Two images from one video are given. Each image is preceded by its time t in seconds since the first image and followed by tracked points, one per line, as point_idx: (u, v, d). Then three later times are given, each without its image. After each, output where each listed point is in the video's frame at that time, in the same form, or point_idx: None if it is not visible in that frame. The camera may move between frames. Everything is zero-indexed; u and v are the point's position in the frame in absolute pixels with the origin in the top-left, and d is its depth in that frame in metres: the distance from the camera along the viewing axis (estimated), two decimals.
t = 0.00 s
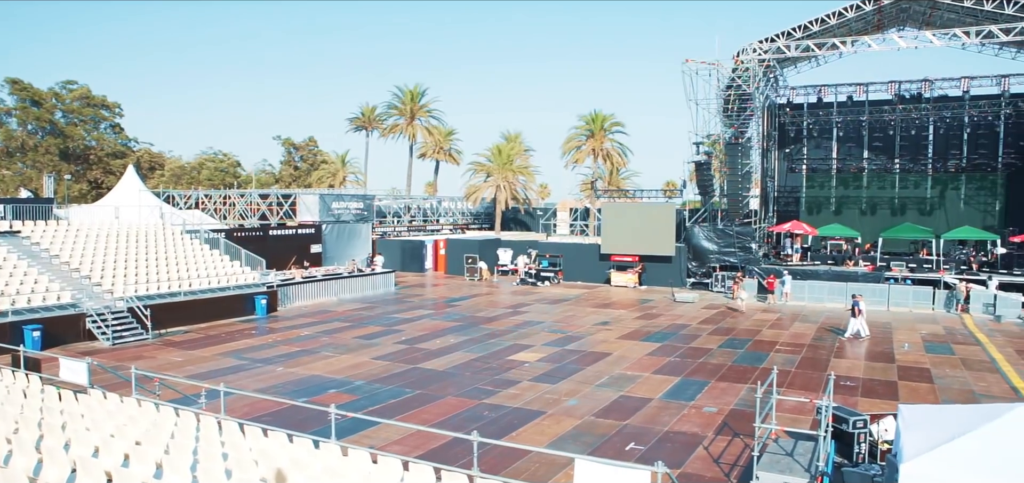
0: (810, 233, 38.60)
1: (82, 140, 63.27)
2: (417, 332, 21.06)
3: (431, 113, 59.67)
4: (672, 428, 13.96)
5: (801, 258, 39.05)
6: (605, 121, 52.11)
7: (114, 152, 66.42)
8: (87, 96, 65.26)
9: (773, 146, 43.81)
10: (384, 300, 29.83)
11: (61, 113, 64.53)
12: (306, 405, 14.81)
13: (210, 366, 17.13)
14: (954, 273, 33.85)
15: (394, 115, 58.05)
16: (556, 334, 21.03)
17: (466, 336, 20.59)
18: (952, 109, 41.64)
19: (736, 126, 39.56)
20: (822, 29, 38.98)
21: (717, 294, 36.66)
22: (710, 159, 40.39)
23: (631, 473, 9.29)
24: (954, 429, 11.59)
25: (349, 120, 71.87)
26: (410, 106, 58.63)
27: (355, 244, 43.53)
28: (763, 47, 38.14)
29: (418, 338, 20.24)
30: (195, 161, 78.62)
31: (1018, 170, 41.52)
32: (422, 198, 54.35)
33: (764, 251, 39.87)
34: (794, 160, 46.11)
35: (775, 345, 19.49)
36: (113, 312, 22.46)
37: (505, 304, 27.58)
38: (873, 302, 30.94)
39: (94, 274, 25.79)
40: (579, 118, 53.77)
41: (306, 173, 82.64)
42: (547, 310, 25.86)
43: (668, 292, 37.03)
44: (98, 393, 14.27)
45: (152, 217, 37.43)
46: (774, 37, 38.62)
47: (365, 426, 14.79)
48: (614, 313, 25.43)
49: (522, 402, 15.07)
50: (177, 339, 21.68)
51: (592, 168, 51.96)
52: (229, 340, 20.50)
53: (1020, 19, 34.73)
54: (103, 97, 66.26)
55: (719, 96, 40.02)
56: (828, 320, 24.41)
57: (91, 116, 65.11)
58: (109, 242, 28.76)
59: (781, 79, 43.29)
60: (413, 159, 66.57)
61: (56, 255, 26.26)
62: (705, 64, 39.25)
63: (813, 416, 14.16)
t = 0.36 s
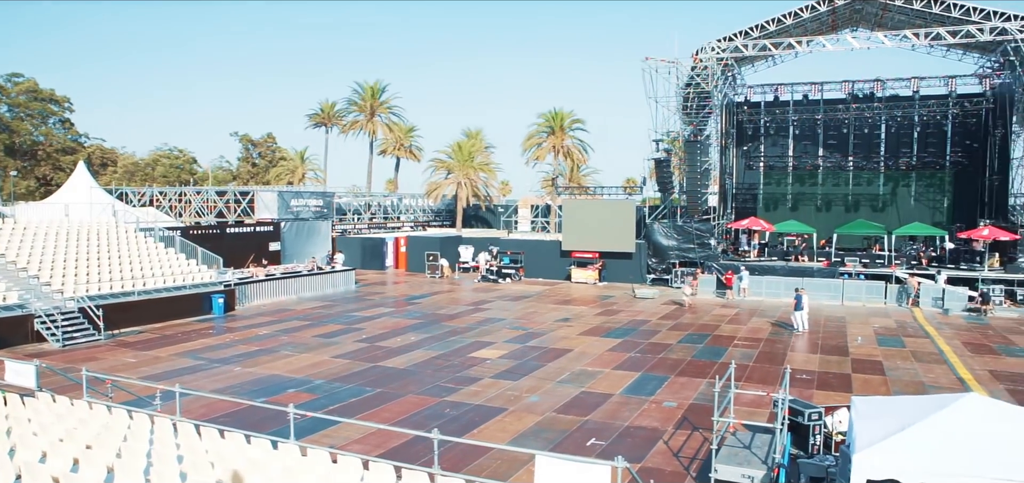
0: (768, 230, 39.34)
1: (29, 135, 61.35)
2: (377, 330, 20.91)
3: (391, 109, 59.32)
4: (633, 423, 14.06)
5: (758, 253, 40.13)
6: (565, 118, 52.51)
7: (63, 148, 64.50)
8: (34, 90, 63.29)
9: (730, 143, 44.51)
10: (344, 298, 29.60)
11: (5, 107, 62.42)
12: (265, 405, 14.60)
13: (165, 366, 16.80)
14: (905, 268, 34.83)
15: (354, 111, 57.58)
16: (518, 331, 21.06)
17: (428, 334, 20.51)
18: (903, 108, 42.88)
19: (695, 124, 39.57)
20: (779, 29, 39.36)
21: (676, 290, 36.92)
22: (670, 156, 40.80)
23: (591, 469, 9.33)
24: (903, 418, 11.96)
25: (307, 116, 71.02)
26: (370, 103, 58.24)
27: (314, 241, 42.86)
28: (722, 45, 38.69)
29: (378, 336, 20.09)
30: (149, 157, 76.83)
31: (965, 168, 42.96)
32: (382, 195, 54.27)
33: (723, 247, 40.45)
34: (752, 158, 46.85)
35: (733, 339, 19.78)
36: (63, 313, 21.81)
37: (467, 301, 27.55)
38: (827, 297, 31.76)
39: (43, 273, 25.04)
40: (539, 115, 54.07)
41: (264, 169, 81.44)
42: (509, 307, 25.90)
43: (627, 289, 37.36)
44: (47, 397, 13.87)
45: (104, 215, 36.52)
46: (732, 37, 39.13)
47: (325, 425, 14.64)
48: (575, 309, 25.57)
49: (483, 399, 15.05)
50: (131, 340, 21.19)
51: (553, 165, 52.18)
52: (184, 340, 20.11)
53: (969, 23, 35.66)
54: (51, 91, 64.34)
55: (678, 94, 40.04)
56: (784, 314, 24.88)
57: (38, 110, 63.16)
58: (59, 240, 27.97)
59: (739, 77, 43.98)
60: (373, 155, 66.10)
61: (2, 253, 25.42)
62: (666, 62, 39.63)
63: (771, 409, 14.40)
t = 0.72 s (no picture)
0: (727, 227, 39.65)
1: None
2: (338, 330, 20.67)
3: (351, 107, 58.78)
4: (594, 420, 14.14)
5: (718, 250, 40.55)
6: (527, 117, 52.64)
7: (8, 145, 62.38)
8: None
9: (689, 141, 44.97)
10: (303, 298, 29.23)
11: None
12: (222, 408, 14.32)
13: (119, 370, 16.39)
14: (859, 265, 36.00)
15: (313, 109, 56.95)
16: (480, 330, 21.04)
17: (389, 334, 20.35)
18: (856, 108, 44.13)
19: (655, 122, 39.07)
20: (736, 29, 39.96)
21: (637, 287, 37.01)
22: (630, 155, 41.09)
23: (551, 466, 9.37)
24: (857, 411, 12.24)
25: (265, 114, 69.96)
26: (330, 101, 57.64)
27: (273, 241, 42.33)
28: (681, 45, 38.87)
29: (339, 336, 19.87)
30: (100, 155, 74.76)
31: (914, 166, 44.13)
32: (342, 195, 54.28)
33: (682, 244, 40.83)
34: (711, 156, 47.35)
35: (693, 336, 20.05)
36: (10, 317, 21.04)
37: (428, 300, 27.43)
38: (785, 293, 32.35)
39: None
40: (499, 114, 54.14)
41: (221, 168, 79.98)
42: (471, 306, 25.86)
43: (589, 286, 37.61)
44: None
45: (52, 214, 35.47)
46: (690, 37, 39.57)
47: (285, 427, 14.43)
48: (537, 307, 25.65)
49: (445, 399, 14.98)
50: (82, 343, 20.59)
51: (514, 163, 52.37)
52: (139, 343, 19.62)
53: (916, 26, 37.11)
54: None
55: (638, 93, 40.30)
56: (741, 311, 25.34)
57: None
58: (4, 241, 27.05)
59: (698, 76, 44.37)
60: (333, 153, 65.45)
61: None
62: (626, 61, 39.09)
63: (730, 404, 14.60)
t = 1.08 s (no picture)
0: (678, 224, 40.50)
1: None
2: (289, 330, 20.37)
3: (302, 103, 57.94)
4: (548, 416, 14.19)
5: (669, 246, 40.95)
6: (481, 114, 52.59)
7: None
8: None
9: (641, 139, 45.27)
10: (253, 298, 28.70)
11: None
12: (169, 411, 13.97)
13: (59, 374, 15.85)
14: (805, 259, 36.64)
15: (263, 105, 55.99)
16: (434, 327, 20.95)
17: (341, 332, 20.13)
18: (803, 106, 44.89)
19: (607, 121, 40.62)
20: (686, 28, 40.35)
21: (591, 283, 37.50)
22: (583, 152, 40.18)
23: (502, 463, 9.45)
24: (803, 405, 12.42)
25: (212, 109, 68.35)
26: (280, 96, 56.77)
27: (221, 239, 42.03)
28: (633, 44, 39.35)
29: (290, 336, 19.58)
30: (38, 150, 71.97)
31: (858, 163, 45.62)
32: (293, 192, 53.53)
33: (636, 241, 41.63)
34: (662, 153, 47.98)
35: (645, 331, 20.29)
36: None
37: (382, 298, 27.22)
38: (735, 288, 33.00)
39: None
40: (452, 111, 53.99)
41: (167, 164, 77.87)
42: (424, 303, 25.75)
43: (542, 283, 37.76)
44: None
45: None
46: (642, 35, 39.88)
47: (234, 429, 14.15)
48: (491, 304, 25.66)
49: (398, 397, 14.88)
50: (19, 346, 19.88)
51: (467, 160, 52.34)
52: (80, 345, 19.04)
53: (858, 27, 38.09)
54: None
55: (591, 90, 40.76)
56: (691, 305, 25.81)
57: None
58: None
59: (649, 74, 44.86)
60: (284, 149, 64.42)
61: None
62: (578, 59, 39.15)
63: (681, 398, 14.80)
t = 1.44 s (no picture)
0: (635, 221, 40.89)
1: None
2: (244, 329, 20.08)
3: (257, 98, 57.07)
4: (507, 413, 14.19)
5: (627, 243, 41.76)
6: (439, 111, 52.42)
7: None
8: None
9: (598, 137, 45.53)
10: (207, 297, 28.19)
11: None
12: (119, 413, 13.63)
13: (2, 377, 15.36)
14: (759, 255, 37.65)
15: (216, 100, 55.05)
16: (392, 325, 20.83)
17: (298, 331, 19.88)
18: (757, 105, 45.61)
19: (566, 117, 40.19)
20: (644, 26, 40.66)
21: (549, 280, 37.94)
22: (541, 149, 40.25)
23: (458, 461, 9.39)
24: (759, 397, 12.50)
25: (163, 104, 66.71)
26: (234, 92, 55.91)
27: (173, 238, 40.91)
28: (591, 41, 39.69)
29: (245, 335, 19.28)
30: None
31: (811, 161, 46.69)
32: (248, 189, 53.07)
33: (593, 238, 41.94)
34: (620, 150, 48.50)
35: (603, 327, 20.46)
36: None
37: (339, 296, 26.97)
38: (692, 284, 33.36)
39: None
40: (410, 107, 53.67)
41: (117, 160, 75.76)
42: (382, 301, 25.60)
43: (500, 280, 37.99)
44: None
45: None
46: (600, 33, 40.16)
47: (188, 431, 13.87)
48: (449, 302, 25.62)
49: (356, 396, 14.74)
50: None
51: (425, 157, 52.17)
52: (26, 347, 18.48)
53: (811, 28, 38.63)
54: None
55: (548, 88, 40.87)
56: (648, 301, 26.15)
57: None
58: None
59: (606, 72, 45.17)
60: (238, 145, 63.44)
61: None
62: (537, 56, 39.08)
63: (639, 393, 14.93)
